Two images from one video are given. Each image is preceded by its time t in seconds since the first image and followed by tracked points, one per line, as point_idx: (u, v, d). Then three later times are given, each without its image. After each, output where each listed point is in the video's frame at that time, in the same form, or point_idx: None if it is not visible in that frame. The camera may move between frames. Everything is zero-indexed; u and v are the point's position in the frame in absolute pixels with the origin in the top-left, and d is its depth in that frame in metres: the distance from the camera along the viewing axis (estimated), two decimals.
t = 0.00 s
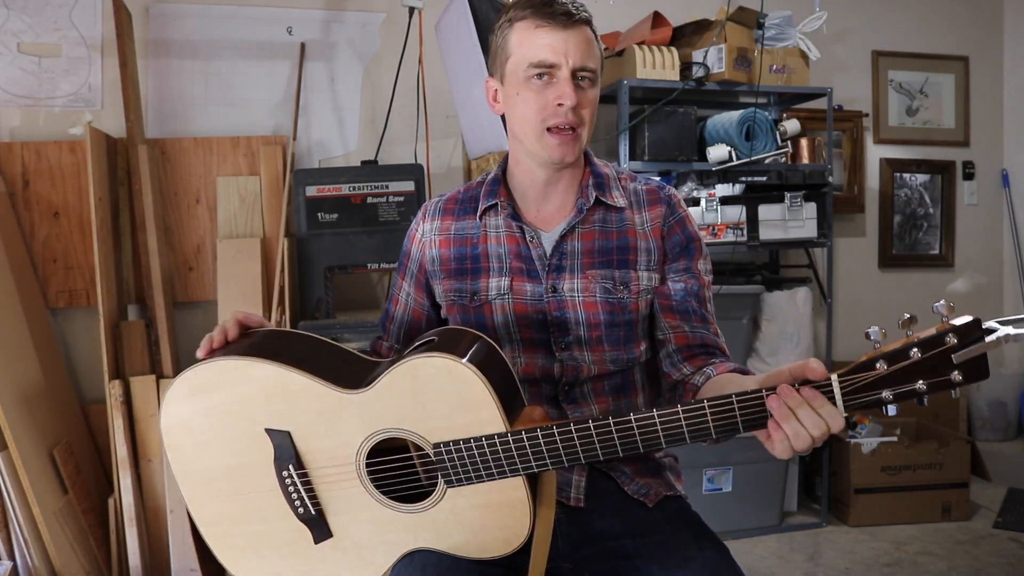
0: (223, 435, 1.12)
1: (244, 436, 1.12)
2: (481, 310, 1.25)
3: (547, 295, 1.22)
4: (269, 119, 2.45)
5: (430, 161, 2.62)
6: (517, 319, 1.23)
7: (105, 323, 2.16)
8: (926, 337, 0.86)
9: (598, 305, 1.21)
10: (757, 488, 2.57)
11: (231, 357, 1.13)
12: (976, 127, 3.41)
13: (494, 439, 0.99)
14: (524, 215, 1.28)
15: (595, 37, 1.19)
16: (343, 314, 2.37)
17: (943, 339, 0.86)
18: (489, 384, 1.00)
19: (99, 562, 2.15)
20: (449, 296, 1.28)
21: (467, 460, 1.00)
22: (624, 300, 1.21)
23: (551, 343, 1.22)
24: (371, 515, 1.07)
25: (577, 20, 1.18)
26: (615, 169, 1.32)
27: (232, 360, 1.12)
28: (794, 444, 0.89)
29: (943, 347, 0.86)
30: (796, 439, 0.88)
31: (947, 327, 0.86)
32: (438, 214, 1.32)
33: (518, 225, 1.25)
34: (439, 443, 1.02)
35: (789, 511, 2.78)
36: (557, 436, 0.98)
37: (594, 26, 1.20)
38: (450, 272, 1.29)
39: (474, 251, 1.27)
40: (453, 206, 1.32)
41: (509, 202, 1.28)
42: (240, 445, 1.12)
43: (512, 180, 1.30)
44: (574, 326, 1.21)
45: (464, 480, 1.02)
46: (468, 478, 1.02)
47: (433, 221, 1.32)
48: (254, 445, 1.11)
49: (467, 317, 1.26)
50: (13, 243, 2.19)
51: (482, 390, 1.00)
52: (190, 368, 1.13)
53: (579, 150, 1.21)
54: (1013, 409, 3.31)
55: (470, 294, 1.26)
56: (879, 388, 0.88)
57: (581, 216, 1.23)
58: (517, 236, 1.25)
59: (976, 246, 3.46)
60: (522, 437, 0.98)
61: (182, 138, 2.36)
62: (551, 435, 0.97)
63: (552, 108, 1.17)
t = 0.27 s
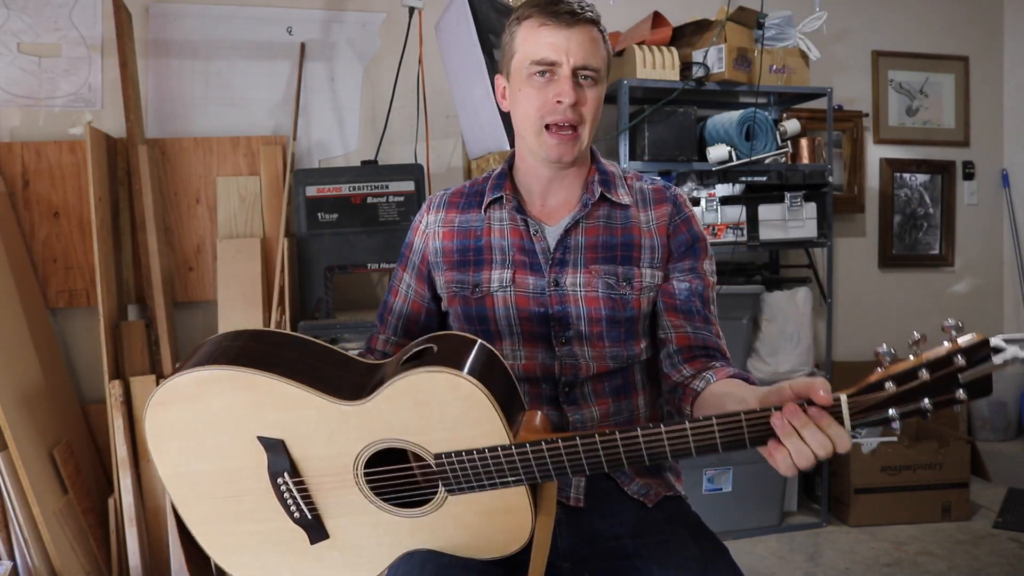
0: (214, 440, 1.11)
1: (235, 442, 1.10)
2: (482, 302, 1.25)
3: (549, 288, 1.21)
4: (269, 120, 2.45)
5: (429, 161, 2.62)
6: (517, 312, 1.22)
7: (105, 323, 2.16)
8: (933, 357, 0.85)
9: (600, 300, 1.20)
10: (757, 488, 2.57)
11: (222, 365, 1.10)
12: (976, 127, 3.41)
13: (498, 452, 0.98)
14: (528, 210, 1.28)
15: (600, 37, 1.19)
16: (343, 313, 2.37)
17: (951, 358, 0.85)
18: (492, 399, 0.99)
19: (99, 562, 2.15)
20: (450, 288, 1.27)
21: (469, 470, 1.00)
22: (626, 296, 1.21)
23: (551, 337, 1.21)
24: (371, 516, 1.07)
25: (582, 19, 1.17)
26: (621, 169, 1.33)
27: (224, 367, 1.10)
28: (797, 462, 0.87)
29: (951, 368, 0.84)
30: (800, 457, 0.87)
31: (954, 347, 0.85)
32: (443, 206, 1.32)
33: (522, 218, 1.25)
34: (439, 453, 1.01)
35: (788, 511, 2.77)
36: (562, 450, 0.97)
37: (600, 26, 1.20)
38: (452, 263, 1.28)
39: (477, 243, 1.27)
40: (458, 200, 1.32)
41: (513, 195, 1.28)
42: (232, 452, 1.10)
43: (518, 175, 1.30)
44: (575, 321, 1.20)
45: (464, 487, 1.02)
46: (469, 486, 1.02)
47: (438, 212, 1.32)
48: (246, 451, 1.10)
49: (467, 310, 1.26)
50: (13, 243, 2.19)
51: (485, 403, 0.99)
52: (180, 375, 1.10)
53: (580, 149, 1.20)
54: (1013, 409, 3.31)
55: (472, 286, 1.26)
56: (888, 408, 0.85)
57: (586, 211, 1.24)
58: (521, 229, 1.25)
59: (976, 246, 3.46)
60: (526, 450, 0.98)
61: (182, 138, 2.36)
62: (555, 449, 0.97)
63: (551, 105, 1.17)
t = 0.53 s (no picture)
0: (214, 443, 1.10)
1: (236, 445, 1.10)
2: (485, 300, 1.25)
3: (552, 285, 1.21)
4: (269, 119, 2.45)
5: (430, 161, 2.62)
6: (520, 309, 1.22)
7: (105, 323, 2.16)
8: (943, 377, 0.86)
9: (603, 296, 1.20)
10: (757, 489, 2.57)
11: (223, 368, 1.10)
12: (976, 127, 3.42)
13: (507, 462, 0.98)
14: (531, 208, 1.28)
15: (600, 35, 1.19)
16: (343, 314, 2.37)
17: (960, 379, 0.85)
18: (502, 409, 0.99)
19: (99, 562, 2.15)
20: (453, 286, 1.27)
21: (475, 478, 1.00)
22: (629, 293, 1.21)
23: (554, 333, 1.21)
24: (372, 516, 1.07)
25: (581, 18, 1.17)
26: (623, 168, 1.33)
27: (225, 370, 1.09)
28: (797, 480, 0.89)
29: (959, 388, 0.85)
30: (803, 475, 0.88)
31: (964, 367, 0.85)
32: (445, 206, 1.32)
33: (525, 217, 1.25)
34: (445, 462, 1.01)
35: (789, 512, 2.78)
36: (570, 461, 0.97)
37: (600, 25, 1.20)
38: (455, 261, 1.28)
39: (480, 242, 1.27)
40: (461, 199, 1.32)
41: (516, 194, 1.28)
42: (232, 455, 1.10)
43: (521, 173, 1.30)
44: (578, 317, 1.20)
45: (470, 496, 1.02)
46: (474, 495, 1.02)
47: (441, 212, 1.32)
48: (247, 454, 1.10)
49: (470, 308, 1.26)
50: (13, 243, 2.19)
51: (494, 414, 0.99)
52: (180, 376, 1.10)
53: (577, 145, 1.20)
54: (1013, 409, 3.31)
55: (474, 283, 1.25)
56: (894, 425, 0.86)
57: (588, 208, 1.24)
58: (524, 227, 1.25)
59: (976, 246, 3.46)
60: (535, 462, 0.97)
61: (182, 138, 2.36)
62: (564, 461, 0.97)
63: (549, 103, 1.17)
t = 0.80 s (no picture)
0: (226, 429, 1.09)
1: (248, 431, 1.08)
2: (482, 303, 1.25)
3: (549, 290, 1.21)
4: (269, 120, 2.45)
5: (429, 161, 2.62)
6: (517, 313, 1.22)
7: (106, 323, 2.16)
8: (945, 385, 0.91)
9: (599, 302, 1.20)
10: (757, 488, 2.57)
11: (242, 351, 1.08)
12: (976, 127, 3.42)
13: (523, 455, 0.99)
14: (529, 212, 1.28)
15: (617, 44, 1.21)
16: (343, 314, 2.37)
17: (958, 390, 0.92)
18: (521, 400, 1.00)
19: (99, 562, 2.15)
20: (449, 288, 1.27)
21: (489, 472, 1.00)
22: (625, 299, 1.21)
23: (550, 337, 1.21)
24: (372, 516, 1.07)
25: (602, 24, 1.19)
26: (621, 173, 1.34)
27: (243, 353, 1.08)
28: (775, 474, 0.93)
29: (958, 396, 0.92)
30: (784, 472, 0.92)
31: (962, 377, 0.92)
32: (443, 206, 1.32)
33: (523, 221, 1.25)
34: (459, 454, 1.01)
35: (789, 512, 2.77)
36: (586, 454, 0.98)
37: (620, 34, 1.22)
38: (452, 263, 1.28)
39: (477, 244, 1.27)
40: (459, 200, 1.32)
41: (514, 198, 1.28)
42: (244, 442, 1.08)
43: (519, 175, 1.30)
44: (574, 322, 1.20)
45: (482, 491, 1.02)
46: (487, 489, 1.01)
47: (438, 212, 1.31)
48: (258, 442, 1.08)
49: (466, 311, 1.26)
50: (14, 243, 2.19)
51: (514, 405, 1.00)
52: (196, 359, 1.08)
53: (581, 147, 1.20)
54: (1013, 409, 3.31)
55: (471, 286, 1.25)
56: (898, 429, 0.92)
57: (586, 214, 1.24)
58: (521, 231, 1.25)
59: (977, 246, 3.46)
60: (551, 455, 0.98)
61: (182, 138, 2.36)
62: (580, 453, 0.97)
63: (557, 100, 1.18)
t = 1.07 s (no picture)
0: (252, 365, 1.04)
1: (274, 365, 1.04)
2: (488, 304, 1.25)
3: (554, 291, 1.21)
4: (269, 120, 2.45)
5: (430, 161, 2.62)
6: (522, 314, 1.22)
7: (106, 323, 2.16)
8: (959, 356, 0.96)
9: (603, 302, 1.21)
10: (757, 489, 2.57)
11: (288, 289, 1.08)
12: (976, 127, 3.42)
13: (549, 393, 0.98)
14: (533, 214, 1.28)
15: (581, 47, 1.16)
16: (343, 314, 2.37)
17: (970, 365, 0.95)
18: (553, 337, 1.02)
19: (100, 562, 2.16)
20: (455, 290, 1.26)
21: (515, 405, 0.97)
22: (628, 299, 1.21)
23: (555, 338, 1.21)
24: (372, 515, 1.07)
25: (557, 31, 1.16)
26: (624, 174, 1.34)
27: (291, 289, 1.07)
28: (807, 415, 0.93)
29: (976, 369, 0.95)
30: (815, 412, 0.93)
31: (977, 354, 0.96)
32: (448, 209, 1.32)
33: (527, 223, 1.25)
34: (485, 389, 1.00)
35: (789, 512, 2.77)
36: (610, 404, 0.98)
37: (584, 34, 1.17)
38: (457, 264, 1.27)
39: (482, 246, 1.27)
40: (464, 203, 1.32)
41: (519, 200, 1.28)
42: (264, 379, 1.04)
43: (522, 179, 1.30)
44: (578, 322, 1.21)
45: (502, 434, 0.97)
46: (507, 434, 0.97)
47: (443, 215, 1.31)
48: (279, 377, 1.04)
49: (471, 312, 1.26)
50: (14, 243, 2.19)
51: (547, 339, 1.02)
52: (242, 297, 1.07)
53: (558, 160, 1.19)
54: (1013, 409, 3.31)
55: (477, 287, 1.25)
56: (922, 390, 0.94)
57: (590, 216, 1.24)
58: (526, 233, 1.25)
59: (977, 246, 3.47)
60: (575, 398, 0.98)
61: (182, 138, 2.36)
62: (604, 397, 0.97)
63: (524, 122, 1.17)
